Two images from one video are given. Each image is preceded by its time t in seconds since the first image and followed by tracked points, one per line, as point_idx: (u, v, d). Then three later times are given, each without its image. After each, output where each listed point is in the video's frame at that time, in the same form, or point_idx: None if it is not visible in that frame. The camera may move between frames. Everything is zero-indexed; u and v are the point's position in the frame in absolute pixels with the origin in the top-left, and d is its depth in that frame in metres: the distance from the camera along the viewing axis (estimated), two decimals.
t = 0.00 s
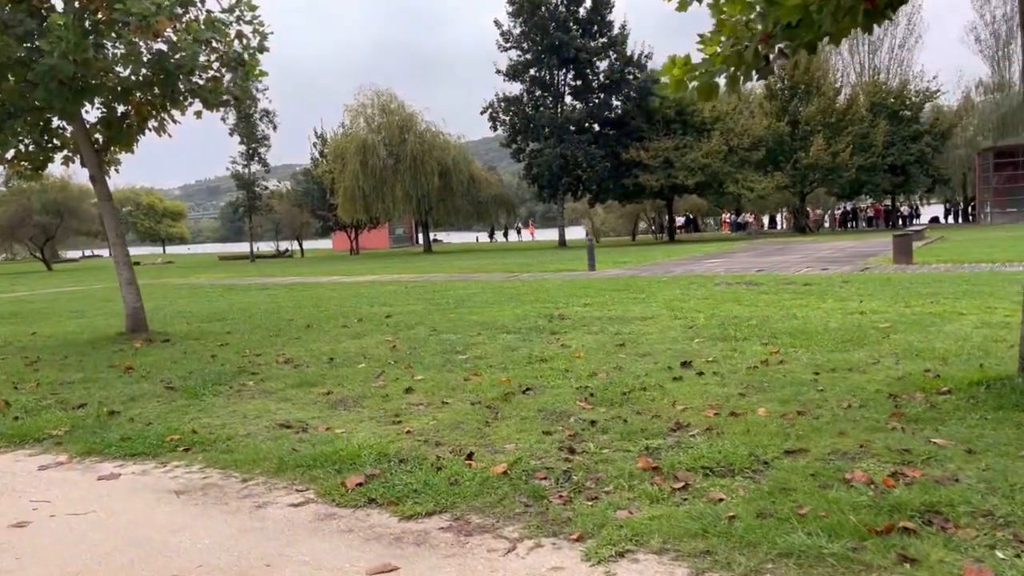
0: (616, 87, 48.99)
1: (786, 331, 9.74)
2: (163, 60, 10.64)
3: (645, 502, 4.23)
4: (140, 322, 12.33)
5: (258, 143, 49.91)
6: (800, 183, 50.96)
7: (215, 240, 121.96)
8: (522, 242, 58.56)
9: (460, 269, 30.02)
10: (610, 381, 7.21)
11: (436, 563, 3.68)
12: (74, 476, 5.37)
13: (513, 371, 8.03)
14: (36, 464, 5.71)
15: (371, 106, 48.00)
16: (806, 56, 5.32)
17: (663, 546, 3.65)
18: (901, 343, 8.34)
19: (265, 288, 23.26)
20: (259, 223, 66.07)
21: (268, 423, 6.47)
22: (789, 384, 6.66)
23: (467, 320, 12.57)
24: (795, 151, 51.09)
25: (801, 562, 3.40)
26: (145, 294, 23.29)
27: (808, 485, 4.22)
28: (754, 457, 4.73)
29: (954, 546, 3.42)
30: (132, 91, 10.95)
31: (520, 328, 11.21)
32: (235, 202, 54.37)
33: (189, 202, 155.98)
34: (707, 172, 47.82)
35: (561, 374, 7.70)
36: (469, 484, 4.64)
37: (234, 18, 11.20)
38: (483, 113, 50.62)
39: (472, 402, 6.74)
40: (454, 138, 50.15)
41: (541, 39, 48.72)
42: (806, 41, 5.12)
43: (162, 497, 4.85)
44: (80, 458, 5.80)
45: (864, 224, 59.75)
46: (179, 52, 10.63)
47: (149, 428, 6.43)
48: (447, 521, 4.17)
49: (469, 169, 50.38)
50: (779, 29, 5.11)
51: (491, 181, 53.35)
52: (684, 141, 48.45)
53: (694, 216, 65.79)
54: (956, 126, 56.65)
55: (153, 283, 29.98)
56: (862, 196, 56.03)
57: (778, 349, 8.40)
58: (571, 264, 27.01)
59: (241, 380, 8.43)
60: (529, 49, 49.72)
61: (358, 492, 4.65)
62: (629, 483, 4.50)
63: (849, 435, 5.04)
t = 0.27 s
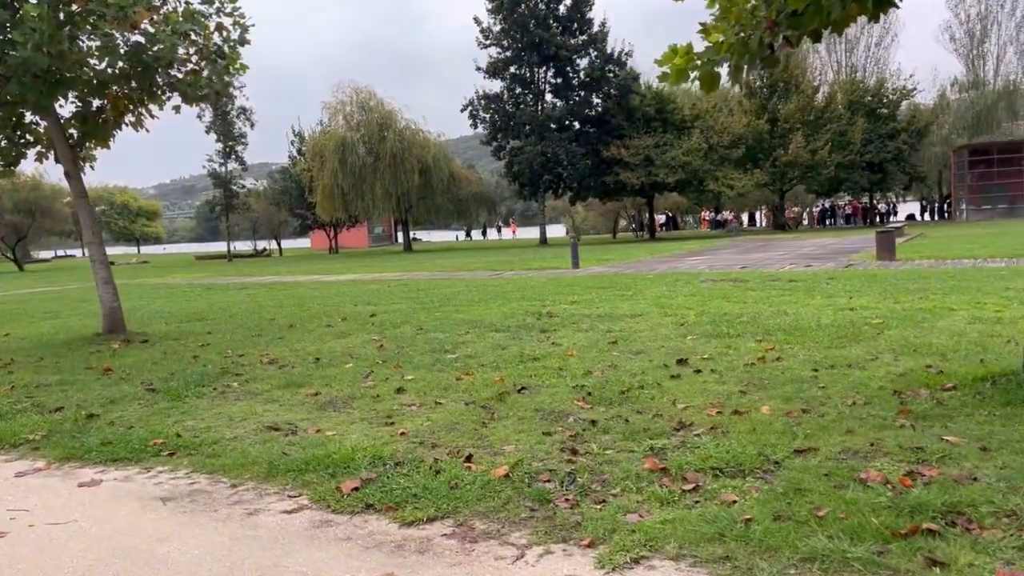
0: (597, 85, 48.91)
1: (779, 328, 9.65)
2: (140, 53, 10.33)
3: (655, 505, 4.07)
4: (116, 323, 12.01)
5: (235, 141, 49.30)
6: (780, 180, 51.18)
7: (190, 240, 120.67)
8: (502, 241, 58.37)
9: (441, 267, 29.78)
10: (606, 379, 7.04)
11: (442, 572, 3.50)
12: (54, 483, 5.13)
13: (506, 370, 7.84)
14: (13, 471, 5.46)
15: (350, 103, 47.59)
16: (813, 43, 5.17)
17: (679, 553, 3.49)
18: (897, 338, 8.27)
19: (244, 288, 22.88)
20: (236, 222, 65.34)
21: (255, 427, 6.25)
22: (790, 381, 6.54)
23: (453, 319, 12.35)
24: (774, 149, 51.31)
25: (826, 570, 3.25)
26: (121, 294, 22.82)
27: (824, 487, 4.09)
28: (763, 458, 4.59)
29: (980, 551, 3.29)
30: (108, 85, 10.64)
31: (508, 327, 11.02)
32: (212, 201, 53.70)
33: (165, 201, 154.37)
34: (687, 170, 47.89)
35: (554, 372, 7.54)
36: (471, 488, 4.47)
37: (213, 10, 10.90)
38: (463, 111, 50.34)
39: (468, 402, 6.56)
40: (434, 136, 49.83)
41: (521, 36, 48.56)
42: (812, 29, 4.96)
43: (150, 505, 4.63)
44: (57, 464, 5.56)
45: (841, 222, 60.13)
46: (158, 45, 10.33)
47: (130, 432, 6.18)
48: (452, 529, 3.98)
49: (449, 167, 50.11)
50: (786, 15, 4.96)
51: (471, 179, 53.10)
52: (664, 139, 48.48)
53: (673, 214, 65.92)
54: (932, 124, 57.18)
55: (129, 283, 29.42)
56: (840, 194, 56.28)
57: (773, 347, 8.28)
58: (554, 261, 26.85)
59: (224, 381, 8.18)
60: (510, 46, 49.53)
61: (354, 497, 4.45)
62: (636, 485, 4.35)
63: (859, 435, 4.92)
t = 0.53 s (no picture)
0: (576, 86, 48.84)
1: (772, 331, 9.55)
2: (118, 50, 10.04)
3: (668, 519, 3.92)
4: (92, 328, 11.69)
5: (211, 141, 48.69)
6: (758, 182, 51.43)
7: (164, 242, 119.11)
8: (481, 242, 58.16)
9: (422, 269, 29.50)
10: (603, 385, 6.89)
11: None
12: (33, 500, 4.88)
13: (499, 376, 7.67)
14: None
15: (328, 103, 47.14)
16: (821, 41, 5.04)
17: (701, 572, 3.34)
18: (893, 341, 8.19)
19: (222, 290, 22.46)
20: (212, 223, 64.56)
21: (241, 437, 6.03)
22: (791, 386, 6.43)
23: (439, 322, 12.14)
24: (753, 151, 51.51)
25: None
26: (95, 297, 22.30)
27: (841, 498, 3.96)
28: (775, 467, 4.46)
29: (1013, 568, 3.17)
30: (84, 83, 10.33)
31: (497, 331, 10.82)
32: (187, 202, 53.00)
33: (138, 202, 152.34)
34: (666, 171, 48.01)
35: (549, 378, 7.36)
36: (474, 501, 4.30)
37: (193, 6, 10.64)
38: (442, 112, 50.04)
39: (463, 410, 6.38)
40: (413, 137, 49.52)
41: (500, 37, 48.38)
42: (820, 26, 4.83)
43: (135, 523, 4.41)
44: (35, 479, 5.31)
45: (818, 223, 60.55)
46: (136, 41, 10.05)
47: (112, 444, 5.93)
48: (457, 546, 3.81)
49: (428, 168, 49.80)
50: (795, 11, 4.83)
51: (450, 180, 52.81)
52: (644, 140, 48.52)
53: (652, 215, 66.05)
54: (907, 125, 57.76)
55: (103, 286, 28.84)
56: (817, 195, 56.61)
57: (768, 350, 8.18)
58: (536, 263, 26.68)
59: (207, 388, 7.93)
60: (489, 47, 49.32)
61: (353, 513, 4.27)
62: (646, 498, 4.19)
63: (870, 443, 4.80)
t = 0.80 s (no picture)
0: (555, 88, 48.78)
1: (761, 332, 9.47)
2: (93, 46, 9.78)
3: (676, 529, 3.78)
4: (65, 333, 11.37)
5: (185, 142, 48.06)
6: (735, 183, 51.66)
7: (137, 245, 117.53)
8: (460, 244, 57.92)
9: (401, 271, 29.24)
10: (596, 389, 6.74)
11: None
12: (5, 515, 4.64)
13: (489, 380, 7.50)
14: None
15: (304, 104, 46.69)
16: (822, 37, 4.93)
17: None
18: (885, 342, 8.13)
19: (198, 293, 22.06)
20: (186, 225, 63.75)
21: (225, 446, 5.81)
22: (788, 389, 6.32)
23: (423, 325, 11.95)
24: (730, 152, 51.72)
25: None
26: (67, 301, 21.81)
27: (853, 506, 3.84)
28: (782, 474, 4.33)
29: None
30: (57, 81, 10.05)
31: (482, 334, 10.64)
32: (161, 205, 52.28)
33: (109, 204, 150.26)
34: (645, 172, 48.10)
35: (540, 382, 7.21)
36: (473, 513, 4.13)
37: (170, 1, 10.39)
38: (420, 113, 49.75)
39: (454, 416, 6.21)
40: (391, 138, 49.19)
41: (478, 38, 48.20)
42: (824, 22, 4.72)
43: (116, 538, 4.20)
44: (9, 492, 5.07)
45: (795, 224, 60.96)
46: (111, 37, 9.78)
47: (89, 454, 5.69)
48: (458, 560, 3.65)
49: (406, 170, 49.48)
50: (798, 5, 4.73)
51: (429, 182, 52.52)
52: (623, 142, 48.55)
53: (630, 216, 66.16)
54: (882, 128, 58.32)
55: (77, 289, 28.28)
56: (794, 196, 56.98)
57: (759, 352, 8.09)
58: (517, 265, 26.54)
59: (186, 395, 7.69)
60: (467, 48, 49.13)
61: (346, 525, 4.09)
62: (652, 508, 4.05)
63: (876, 447, 4.69)
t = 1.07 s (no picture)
0: (530, 91, 48.69)
1: (747, 335, 9.37)
2: (62, 43, 9.47)
3: (682, 543, 3.62)
4: (34, 339, 11.00)
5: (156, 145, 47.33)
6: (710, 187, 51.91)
7: (106, 248, 115.66)
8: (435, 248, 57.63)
9: (378, 274, 28.91)
10: (586, 394, 6.57)
11: None
12: None
13: (475, 386, 7.31)
14: None
15: (278, 106, 46.17)
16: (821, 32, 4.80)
17: None
18: (874, 344, 8.05)
19: (171, 298, 21.59)
20: (157, 228, 62.84)
21: (202, 456, 5.57)
22: (782, 393, 6.19)
23: (404, 329, 11.72)
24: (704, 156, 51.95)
25: None
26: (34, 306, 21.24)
27: (864, 517, 3.71)
28: (788, 482, 4.19)
29: None
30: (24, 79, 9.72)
31: (465, 338, 10.45)
32: (130, 208, 51.46)
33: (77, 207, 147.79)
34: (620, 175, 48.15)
35: (527, 387, 7.03)
36: (468, 526, 3.95)
37: None
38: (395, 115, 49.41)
39: (441, 424, 6.02)
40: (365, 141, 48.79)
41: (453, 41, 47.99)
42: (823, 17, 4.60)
43: (89, 556, 3.96)
44: None
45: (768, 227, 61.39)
46: (81, 33, 9.47)
47: (59, 467, 5.43)
48: None
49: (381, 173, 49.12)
50: None
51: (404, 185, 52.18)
52: (598, 145, 48.58)
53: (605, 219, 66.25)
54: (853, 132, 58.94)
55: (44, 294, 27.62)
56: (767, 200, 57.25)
57: (747, 356, 7.98)
58: (495, 268, 26.33)
59: (160, 403, 7.42)
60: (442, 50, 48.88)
61: (336, 541, 3.90)
62: (656, 519, 3.89)
63: (880, 453, 4.57)
